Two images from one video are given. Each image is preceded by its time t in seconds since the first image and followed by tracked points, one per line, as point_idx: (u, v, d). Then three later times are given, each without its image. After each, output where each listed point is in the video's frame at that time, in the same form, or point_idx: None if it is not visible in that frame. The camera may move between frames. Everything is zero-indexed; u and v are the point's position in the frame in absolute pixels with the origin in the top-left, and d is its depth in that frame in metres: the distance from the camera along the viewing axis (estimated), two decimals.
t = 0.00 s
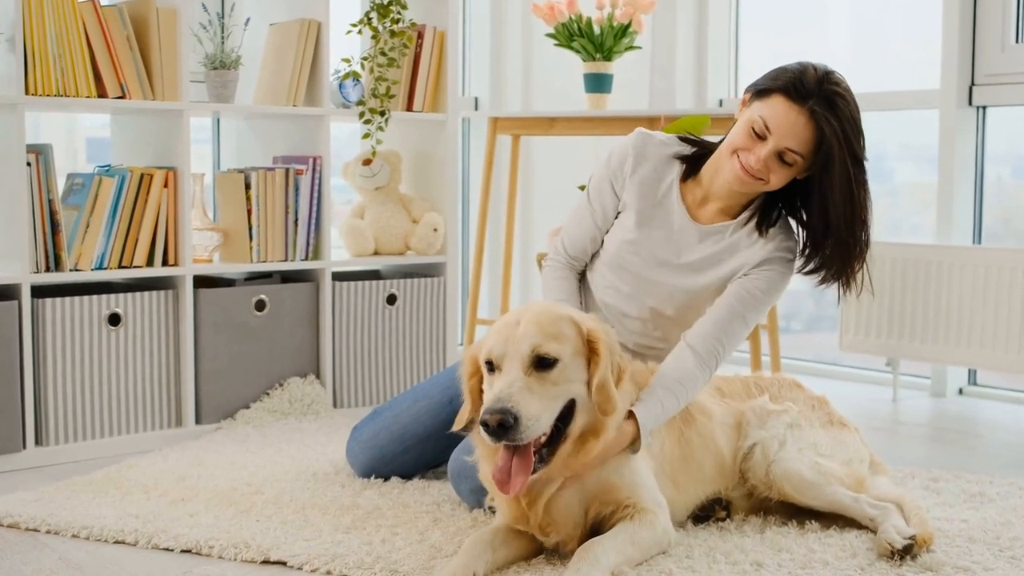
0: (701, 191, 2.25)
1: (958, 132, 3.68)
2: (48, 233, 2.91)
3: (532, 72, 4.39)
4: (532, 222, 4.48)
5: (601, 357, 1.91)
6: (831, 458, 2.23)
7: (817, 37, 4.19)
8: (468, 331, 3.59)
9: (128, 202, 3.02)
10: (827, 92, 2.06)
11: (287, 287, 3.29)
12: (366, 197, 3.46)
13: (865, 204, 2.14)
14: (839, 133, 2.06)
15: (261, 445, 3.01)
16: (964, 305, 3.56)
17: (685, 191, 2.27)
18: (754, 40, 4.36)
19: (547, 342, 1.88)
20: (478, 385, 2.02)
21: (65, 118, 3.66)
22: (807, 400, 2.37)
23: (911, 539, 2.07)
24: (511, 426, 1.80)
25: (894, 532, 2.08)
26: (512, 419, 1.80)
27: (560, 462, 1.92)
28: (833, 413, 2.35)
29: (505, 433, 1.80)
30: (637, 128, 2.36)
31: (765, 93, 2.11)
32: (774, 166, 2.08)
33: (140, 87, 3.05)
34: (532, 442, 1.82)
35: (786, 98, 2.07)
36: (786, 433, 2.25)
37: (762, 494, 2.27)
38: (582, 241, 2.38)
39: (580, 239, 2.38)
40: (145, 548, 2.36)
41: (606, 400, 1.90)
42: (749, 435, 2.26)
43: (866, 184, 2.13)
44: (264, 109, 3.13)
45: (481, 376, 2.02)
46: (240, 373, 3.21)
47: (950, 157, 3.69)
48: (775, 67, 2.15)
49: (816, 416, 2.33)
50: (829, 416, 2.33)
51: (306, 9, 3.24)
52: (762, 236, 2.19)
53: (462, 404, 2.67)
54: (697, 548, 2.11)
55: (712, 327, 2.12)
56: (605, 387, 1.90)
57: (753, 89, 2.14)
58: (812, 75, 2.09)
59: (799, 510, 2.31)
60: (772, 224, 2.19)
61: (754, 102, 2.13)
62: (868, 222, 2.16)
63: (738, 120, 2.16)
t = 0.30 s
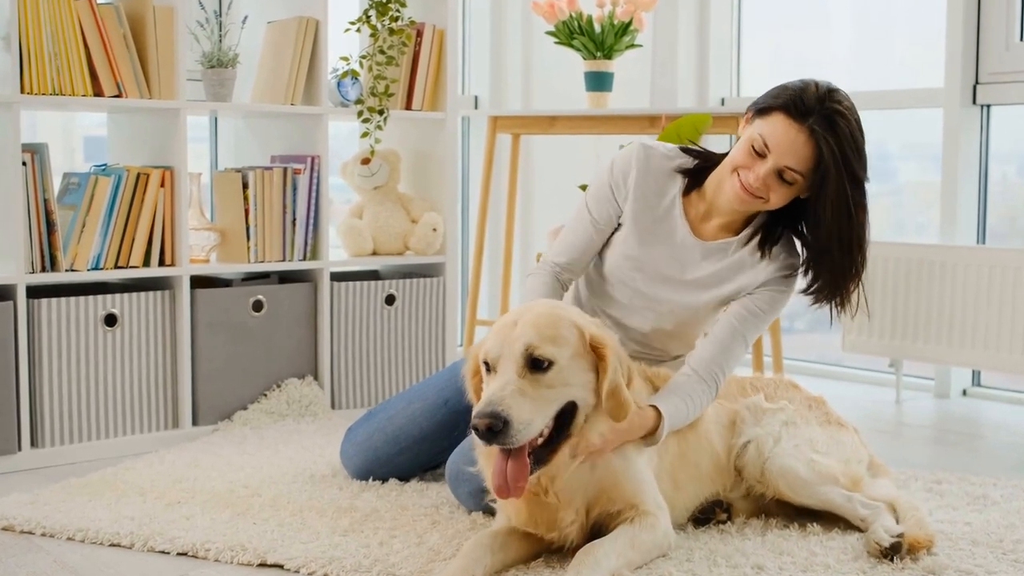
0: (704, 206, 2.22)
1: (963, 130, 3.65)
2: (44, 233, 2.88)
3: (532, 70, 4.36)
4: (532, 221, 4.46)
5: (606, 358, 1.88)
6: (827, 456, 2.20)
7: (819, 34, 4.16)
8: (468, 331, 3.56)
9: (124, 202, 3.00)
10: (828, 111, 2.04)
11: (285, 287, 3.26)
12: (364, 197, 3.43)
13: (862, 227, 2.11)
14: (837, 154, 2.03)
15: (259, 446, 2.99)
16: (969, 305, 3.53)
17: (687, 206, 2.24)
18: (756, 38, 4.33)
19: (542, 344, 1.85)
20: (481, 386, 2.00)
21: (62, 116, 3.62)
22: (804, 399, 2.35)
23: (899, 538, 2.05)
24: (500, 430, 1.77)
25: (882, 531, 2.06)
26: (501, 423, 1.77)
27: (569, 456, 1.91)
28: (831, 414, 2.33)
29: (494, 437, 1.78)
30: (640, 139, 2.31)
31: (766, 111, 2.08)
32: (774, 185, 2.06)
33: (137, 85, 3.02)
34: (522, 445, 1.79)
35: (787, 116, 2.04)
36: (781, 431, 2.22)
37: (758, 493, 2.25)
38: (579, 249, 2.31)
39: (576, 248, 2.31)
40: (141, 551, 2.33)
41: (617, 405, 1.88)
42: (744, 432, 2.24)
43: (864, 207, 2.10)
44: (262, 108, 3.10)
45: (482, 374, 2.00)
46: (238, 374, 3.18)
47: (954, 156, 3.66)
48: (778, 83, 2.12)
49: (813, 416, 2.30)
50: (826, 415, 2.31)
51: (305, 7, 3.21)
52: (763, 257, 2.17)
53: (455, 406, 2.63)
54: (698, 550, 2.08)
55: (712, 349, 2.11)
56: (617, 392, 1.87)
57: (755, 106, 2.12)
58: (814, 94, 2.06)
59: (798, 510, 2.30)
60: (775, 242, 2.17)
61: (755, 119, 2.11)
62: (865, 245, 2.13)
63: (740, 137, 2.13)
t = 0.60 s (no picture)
0: (712, 217, 2.19)
1: (966, 129, 3.62)
2: (40, 233, 2.86)
3: (532, 68, 4.33)
4: (532, 220, 4.43)
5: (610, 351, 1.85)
6: (826, 449, 2.16)
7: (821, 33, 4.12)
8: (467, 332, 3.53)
9: (120, 201, 2.97)
10: (833, 124, 2.02)
11: (283, 287, 3.24)
12: (363, 196, 3.41)
13: (862, 247, 2.07)
14: (836, 167, 2.00)
15: (256, 448, 2.96)
16: (974, 306, 3.50)
17: (697, 218, 2.21)
18: (757, 36, 4.30)
19: (544, 343, 1.82)
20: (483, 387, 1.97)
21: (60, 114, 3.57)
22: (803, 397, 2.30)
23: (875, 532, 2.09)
24: (502, 432, 1.75)
25: (859, 525, 2.09)
26: (503, 425, 1.75)
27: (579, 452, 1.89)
28: (830, 410, 2.28)
29: (497, 438, 1.75)
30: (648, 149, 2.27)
31: (773, 122, 2.08)
32: (774, 195, 2.03)
33: (134, 83, 3.00)
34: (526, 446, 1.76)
35: (791, 127, 2.04)
36: (778, 421, 2.19)
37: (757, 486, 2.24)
38: (589, 256, 2.22)
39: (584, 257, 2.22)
40: (136, 553, 2.30)
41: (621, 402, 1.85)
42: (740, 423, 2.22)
43: (868, 230, 2.07)
44: (260, 106, 3.07)
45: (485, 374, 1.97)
46: (235, 375, 3.15)
47: (958, 156, 3.63)
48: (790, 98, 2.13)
49: (813, 412, 2.26)
50: (826, 412, 2.26)
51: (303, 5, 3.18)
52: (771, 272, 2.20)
53: (453, 406, 2.61)
54: (698, 552, 2.05)
55: (726, 350, 2.17)
56: (623, 388, 1.85)
57: (763, 119, 2.12)
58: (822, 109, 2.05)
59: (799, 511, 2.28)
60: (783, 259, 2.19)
61: (762, 131, 2.10)
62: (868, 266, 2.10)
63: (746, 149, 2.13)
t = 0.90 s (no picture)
0: (719, 208, 2.18)
1: (971, 126, 3.59)
2: (37, 229, 2.84)
3: (533, 65, 4.31)
4: (532, 218, 4.41)
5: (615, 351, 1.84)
6: (833, 442, 2.16)
7: (824, 30, 4.10)
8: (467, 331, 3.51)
9: (118, 197, 2.95)
10: (842, 116, 2.00)
11: (282, 284, 3.22)
12: (363, 192, 3.38)
13: (869, 239, 2.07)
14: (843, 160, 1.98)
15: (255, 446, 2.94)
16: (979, 304, 3.47)
17: (703, 209, 2.20)
18: (760, 32, 4.27)
19: (548, 347, 1.80)
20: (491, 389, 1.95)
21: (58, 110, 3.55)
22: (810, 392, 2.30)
23: (865, 528, 2.09)
24: (512, 440, 1.73)
25: (849, 520, 2.10)
26: (512, 433, 1.73)
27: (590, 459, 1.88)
28: (838, 404, 2.28)
29: (507, 447, 1.73)
30: (651, 141, 2.25)
31: (781, 113, 2.06)
32: (781, 186, 2.02)
33: (132, 79, 2.98)
34: (536, 451, 1.75)
35: (799, 119, 2.02)
36: (785, 405, 2.19)
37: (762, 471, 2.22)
38: (597, 254, 2.19)
39: (593, 253, 2.19)
40: (135, 551, 2.28)
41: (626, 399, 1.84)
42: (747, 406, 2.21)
43: (878, 222, 2.05)
44: (258, 103, 3.05)
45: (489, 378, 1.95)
46: (235, 373, 3.13)
47: (962, 153, 3.60)
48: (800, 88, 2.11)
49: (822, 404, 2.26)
50: (834, 405, 2.26)
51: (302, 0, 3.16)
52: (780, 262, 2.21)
53: (455, 402, 2.57)
54: (700, 551, 2.03)
55: (731, 339, 2.23)
56: (628, 387, 1.84)
57: (771, 110, 2.10)
58: (832, 100, 2.03)
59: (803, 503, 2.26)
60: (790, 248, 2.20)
61: (770, 122, 2.08)
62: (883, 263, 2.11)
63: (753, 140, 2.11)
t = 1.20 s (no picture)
0: (720, 196, 2.17)
1: (975, 123, 3.56)
2: (34, 226, 2.81)
3: (535, 63, 4.29)
4: (534, 217, 4.38)
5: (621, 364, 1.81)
6: (837, 445, 2.15)
7: (828, 28, 4.07)
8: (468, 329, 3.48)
9: (116, 194, 2.92)
10: (843, 102, 1.98)
11: (281, 281, 3.19)
12: (362, 190, 3.35)
13: (880, 221, 2.05)
14: (849, 147, 1.97)
15: (254, 445, 2.91)
16: (985, 302, 3.44)
17: (704, 198, 2.19)
18: (764, 29, 4.24)
19: (556, 355, 1.77)
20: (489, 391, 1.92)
21: (56, 108, 3.50)
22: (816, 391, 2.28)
23: (868, 527, 2.06)
24: (515, 449, 1.69)
25: (852, 518, 2.07)
26: (515, 442, 1.69)
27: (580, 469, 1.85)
28: (842, 403, 2.26)
29: (508, 456, 1.70)
30: (649, 131, 2.26)
31: (780, 102, 2.04)
32: (785, 176, 2.01)
33: (129, 75, 2.95)
34: (537, 462, 1.72)
35: (800, 107, 2.00)
36: (790, 405, 2.18)
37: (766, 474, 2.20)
38: (600, 247, 2.20)
39: (595, 247, 2.20)
40: (132, 551, 2.25)
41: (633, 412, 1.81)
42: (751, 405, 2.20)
43: (888, 204, 2.05)
44: (257, 99, 3.03)
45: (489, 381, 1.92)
46: (233, 371, 3.10)
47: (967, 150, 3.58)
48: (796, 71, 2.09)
49: (829, 404, 2.24)
50: (841, 405, 2.25)
51: None
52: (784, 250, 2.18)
53: (458, 403, 2.53)
54: (703, 551, 2.00)
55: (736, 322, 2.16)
56: (631, 400, 1.81)
57: (770, 97, 2.07)
58: (831, 85, 2.01)
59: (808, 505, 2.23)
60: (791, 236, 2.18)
61: (769, 111, 2.06)
62: (897, 243, 2.10)
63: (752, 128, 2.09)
